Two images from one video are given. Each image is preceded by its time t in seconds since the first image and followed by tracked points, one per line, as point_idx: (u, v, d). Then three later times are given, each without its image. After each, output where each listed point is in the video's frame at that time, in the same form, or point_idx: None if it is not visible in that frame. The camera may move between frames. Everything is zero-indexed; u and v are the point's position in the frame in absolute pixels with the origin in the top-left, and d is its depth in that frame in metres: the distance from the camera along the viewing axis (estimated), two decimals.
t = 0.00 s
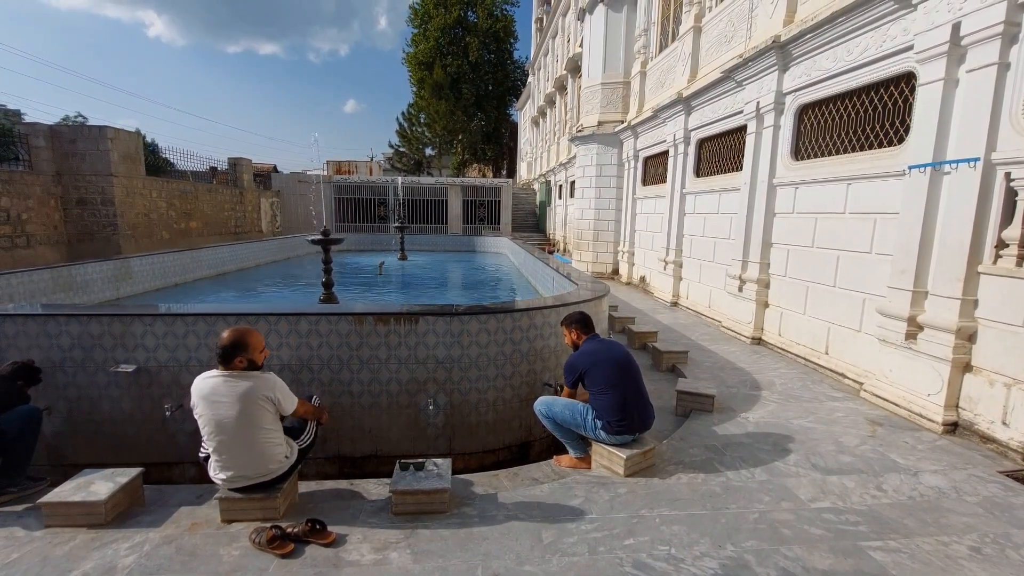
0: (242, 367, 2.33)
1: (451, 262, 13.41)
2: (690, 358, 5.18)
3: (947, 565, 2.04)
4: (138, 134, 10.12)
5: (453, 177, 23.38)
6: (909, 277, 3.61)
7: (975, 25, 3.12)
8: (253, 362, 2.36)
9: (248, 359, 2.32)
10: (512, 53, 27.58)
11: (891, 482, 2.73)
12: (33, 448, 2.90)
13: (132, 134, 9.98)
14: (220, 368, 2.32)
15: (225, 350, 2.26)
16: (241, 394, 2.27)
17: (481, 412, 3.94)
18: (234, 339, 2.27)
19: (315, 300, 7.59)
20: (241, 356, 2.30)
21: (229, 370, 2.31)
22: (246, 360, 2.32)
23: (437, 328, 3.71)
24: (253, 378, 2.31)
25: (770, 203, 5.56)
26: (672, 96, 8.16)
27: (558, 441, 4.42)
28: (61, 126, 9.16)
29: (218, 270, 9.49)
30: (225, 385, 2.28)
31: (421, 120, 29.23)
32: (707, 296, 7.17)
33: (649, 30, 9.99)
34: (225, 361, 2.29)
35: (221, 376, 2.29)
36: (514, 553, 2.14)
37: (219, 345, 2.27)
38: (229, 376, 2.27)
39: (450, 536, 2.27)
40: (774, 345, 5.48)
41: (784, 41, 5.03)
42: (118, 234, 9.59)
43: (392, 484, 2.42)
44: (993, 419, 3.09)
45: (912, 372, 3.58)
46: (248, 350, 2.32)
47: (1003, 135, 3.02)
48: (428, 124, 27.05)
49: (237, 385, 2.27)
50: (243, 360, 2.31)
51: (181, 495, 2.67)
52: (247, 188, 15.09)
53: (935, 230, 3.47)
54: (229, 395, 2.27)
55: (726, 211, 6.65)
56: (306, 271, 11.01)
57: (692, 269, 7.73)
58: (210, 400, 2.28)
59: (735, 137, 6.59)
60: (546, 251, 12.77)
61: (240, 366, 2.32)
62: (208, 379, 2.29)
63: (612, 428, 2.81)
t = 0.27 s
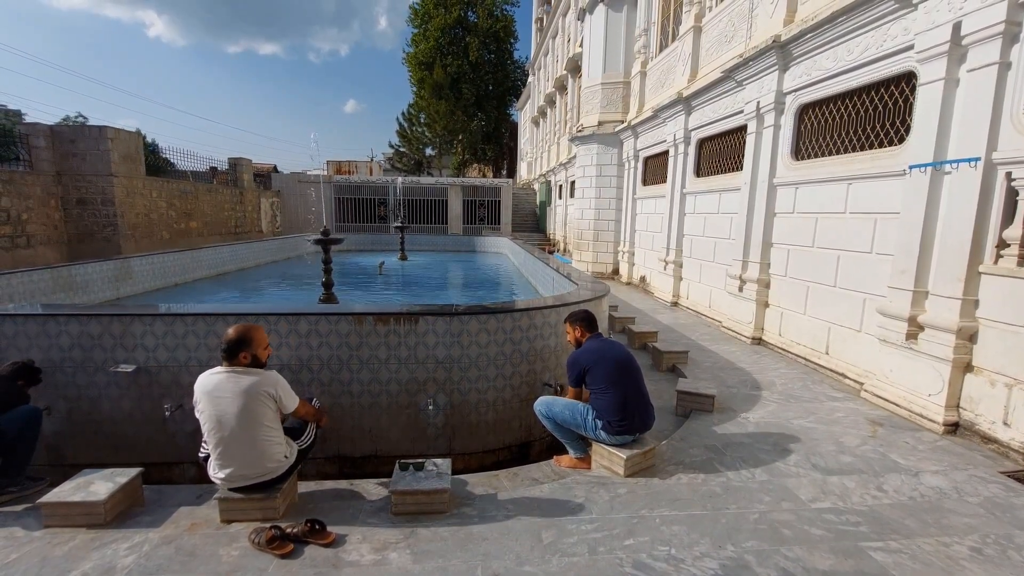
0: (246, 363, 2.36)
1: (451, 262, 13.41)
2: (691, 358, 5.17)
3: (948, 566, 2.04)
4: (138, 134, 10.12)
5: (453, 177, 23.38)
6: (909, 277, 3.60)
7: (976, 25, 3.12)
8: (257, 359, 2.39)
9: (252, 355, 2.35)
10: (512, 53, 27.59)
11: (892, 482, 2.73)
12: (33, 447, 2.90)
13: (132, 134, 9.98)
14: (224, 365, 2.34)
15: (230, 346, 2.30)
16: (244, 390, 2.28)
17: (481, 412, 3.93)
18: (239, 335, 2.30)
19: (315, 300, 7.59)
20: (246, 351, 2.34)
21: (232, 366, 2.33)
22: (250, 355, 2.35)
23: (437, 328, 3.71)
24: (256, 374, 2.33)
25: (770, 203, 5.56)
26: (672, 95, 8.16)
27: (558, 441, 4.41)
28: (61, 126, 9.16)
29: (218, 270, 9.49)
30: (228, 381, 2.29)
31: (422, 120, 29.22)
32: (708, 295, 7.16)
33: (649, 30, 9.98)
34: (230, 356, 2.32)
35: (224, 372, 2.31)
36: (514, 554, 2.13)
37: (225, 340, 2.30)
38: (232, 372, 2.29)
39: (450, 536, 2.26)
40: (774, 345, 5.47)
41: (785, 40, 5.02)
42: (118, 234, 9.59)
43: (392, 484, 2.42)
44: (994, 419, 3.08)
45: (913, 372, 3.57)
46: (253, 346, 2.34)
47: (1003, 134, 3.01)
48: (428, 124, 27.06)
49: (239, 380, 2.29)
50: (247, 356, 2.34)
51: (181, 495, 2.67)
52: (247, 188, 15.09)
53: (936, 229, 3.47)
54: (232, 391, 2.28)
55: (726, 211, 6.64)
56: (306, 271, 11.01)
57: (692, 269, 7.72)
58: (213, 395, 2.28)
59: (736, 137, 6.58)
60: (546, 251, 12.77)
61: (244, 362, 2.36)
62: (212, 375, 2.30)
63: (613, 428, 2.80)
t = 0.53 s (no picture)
0: (249, 361, 2.38)
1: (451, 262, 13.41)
2: (691, 358, 5.17)
3: (949, 567, 2.03)
4: (138, 134, 10.11)
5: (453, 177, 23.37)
6: (910, 277, 3.60)
7: (977, 25, 3.11)
8: (260, 357, 2.42)
9: (255, 352, 2.37)
10: (512, 53, 27.59)
11: (893, 483, 2.73)
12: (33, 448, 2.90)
13: (131, 133, 9.97)
14: (227, 362, 2.35)
15: (234, 343, 2.32)
16: (246, 388, 2.29)
17: (481, 412, 3.93)
18: (243, 332, 2.32)
19: (315, 300, 7.59)
20: (249, 349, 2.36)
21: (235, 363, 2.35)
22: (253, 353, 2.37)
23: (437, 328, 3.70)
24: (259, 371, 2.34)
25: (771, 203, 5.55)
26: (672, 95, 8.15)
27: (558, 441, 4.41)
28: (61, 126, 9.15)
29: (218, 270, 9.49)
30: (231, 378, 2.30)
31: (422, 120, 29.22)
32: (708, 296, 7.16)
33: (649, 30, 9.98)
34: (233, 353, 2.34)
35: (227, 369, 2.32)
36: (514, 554, 2.13)
37: (228, 338, 2.32)
38: (235, 369, 2.30)
39: (450, 537, 2.26)
40: (775, 345, 5.47)
41: (785, 40, 5.02)
42: (118, 234, 9.59)
43: (392, 484, 2.41)
44: (995, 419, 3.08)
45: (913, 372, 3.57)
46: (256, 344, 2.36)
47: (1004, 134, 3.01)
48: (429, 124, 27.06)
49: (242, 378, 2.30)
50: (250, 353, 2.36)
51: (181, 495, 2.67)
52: (247, 188, 15.09)
53: (936, 230, 3.47)
54: (234, 388, 2.28)
55: (726, 211, 6.64)
56: (306, 271, 11.00)
57: (693, 269, 7.72)
58: (215, 393, 2.28)
59: (736, 137, 6.58)
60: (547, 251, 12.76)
61: (247, 359, 2.37)
62: (214, 373, 2.31)
63: (613, 428, 2.80)
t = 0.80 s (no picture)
0: (251, 361, 2.40)
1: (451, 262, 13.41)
2: (691, 359, 5.17)
3: (949, 567, 2.03)
4: (138, 134, 10.12)
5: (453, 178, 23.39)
6: (910, 278, 3.60)
7: (977, 26, 3.12)
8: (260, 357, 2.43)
9: (256, 353, 2.39)
10: (512, 54, 27.60)
11: (893, 483, 2.72)
12: (32, 448, 2.91)
13: (132, 134, 9.98)
14: (228, 362, 2.36)
15: (235, 343, 2.33)
16: (247, 387, 2.29)
17: (482, 413, 3.93)
18: (244, 333, 2.34)
19: (315, 300, 7.59)
20: (250, 349, 2.37)
21: (237, 363, 2.36)
22: (254, 353, 2.39)
23: (437, 329, 3.71)
24: (260, 371, 2.35)
25: (771, 203, 5.55)
26: (672, 96, 8.15)
27: (558, 441, 4.41)
28: (61, 126, 9.16)
29: (218, 270, 9.49)
30: (232, 378, 2.30)
31: (422, 121, 29.22)
32: (708, 296, 7.16)
33: (649, 30, 9.98)
34: (235, 353, 2.35)
35: (229, 369, 2.33)
36: (514, 555, 2.13)
37: (230, 338, 2.34)
38: (237, 369, 2.31)
39: (450, 538, 2.26)
40: (775, 346, 5.47)
41: (785, 41, 5.02)
42: (118, 235, 9.59)
43: (392, 485, 2.41)
44: (995, 420, 3.08)
45: (913, 373, 3.57)
46: (257, 344, 2.38)
47: (1004, 135, 3.01)
48: (429, 125, 27.06)
49: (243, 377, 2.31)
50: (252, 353, 2.38)
51: (181, 496, 2.67)
52: (247, 189, 15.10)
53: (937, 230, 3.47)
54: (235, 388, 2.29)
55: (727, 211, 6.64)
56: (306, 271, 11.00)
57: (693, 269, 7.72)
58: (216, 392, 2.29)
59: (736, 138, 6.58)
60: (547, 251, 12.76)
61: (248, 359, 2.39)
62: (216, 373, 2.32)
63: (613, 429, 2.80)
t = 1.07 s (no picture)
0: (251, 361, 2.40)
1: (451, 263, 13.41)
2: (692, 359, 5.16)
3: (949, 568, 2.03)
4: (138, 134, 10.11)
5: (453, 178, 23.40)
6: (910, 278, 3.60)
7: (977, 26, 3.11)
8: (260, 357, 2.43)
9: (256, 352, 2.39)
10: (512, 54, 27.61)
11: (893, 484, 2.72)
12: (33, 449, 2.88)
13: (132, 134, 9.97)
14: (229, 362, 2.36)
15: (236, 343, 2.33)
16: (247, 387, 2.29)
17: (481, 413, 3.93)
18: (244, 332, 2.33)
19: (315, 300, 7.58)
20: (250, 348, 2.37)
21: (237, 362, 2.35)
22: (254, 352, 2.38)
23: (437, 329, 3.70)
24: (261, 371, 2.35)
25: (771, 203, 5.55)
26: (672, 96, 8.15)
27: (558, 442, 4.40)
28: (61, 126, 9.15)
29: (218, 270, 9.48)
30: (232, 377, 2.30)
31: (422, 121, 29.22)
32: (708, 296, 7.15)
33: (649, 30, 9.97)
34: (235, 353, 2.35)
35: (229, 368, 2.33)
36: (514, 555, 2.12)
37: (230, 338, 2.33)
38: (237, 369, 2.30)
39: (450, 538, 2.25)
40: (775, 346, 5.47)
41: (785, 41, 5.02)
42: (118, 234, 9.58)
43: (391, 486, 2.41)
44: (995, 421, 3.08)
45: (913, 373, 3.57)
46: (257, 344, 2.37)
47: (1005, 135, 3.01)
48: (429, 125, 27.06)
49: (244, 376, 2.30)
50: (253, 353, 2.38)
51: (180, 496, 2.66)
52: (247, 188, 15.09)
53: (937, 230, 3.46)
54: (235, 387, 2.28)
55: (727, 212, 6.63)
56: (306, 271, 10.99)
57: (692, 269, 7.72)
58: (216, 392, 2.28)
59: (736, 138, 6.57)
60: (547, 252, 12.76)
61: (249, 359, 2.38)
62: (216, 372, 2.32)
63: (613, 429, 2.80)
